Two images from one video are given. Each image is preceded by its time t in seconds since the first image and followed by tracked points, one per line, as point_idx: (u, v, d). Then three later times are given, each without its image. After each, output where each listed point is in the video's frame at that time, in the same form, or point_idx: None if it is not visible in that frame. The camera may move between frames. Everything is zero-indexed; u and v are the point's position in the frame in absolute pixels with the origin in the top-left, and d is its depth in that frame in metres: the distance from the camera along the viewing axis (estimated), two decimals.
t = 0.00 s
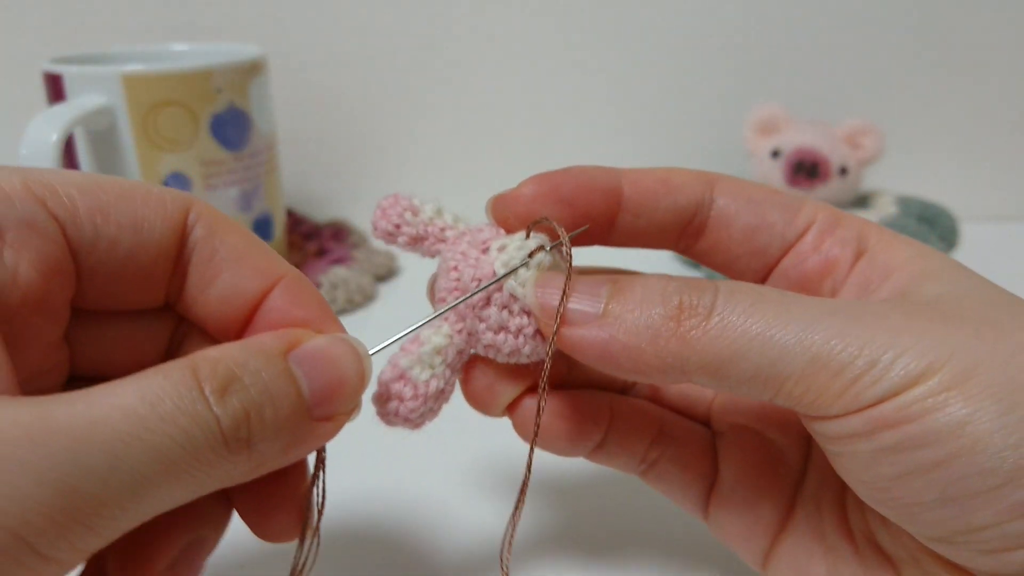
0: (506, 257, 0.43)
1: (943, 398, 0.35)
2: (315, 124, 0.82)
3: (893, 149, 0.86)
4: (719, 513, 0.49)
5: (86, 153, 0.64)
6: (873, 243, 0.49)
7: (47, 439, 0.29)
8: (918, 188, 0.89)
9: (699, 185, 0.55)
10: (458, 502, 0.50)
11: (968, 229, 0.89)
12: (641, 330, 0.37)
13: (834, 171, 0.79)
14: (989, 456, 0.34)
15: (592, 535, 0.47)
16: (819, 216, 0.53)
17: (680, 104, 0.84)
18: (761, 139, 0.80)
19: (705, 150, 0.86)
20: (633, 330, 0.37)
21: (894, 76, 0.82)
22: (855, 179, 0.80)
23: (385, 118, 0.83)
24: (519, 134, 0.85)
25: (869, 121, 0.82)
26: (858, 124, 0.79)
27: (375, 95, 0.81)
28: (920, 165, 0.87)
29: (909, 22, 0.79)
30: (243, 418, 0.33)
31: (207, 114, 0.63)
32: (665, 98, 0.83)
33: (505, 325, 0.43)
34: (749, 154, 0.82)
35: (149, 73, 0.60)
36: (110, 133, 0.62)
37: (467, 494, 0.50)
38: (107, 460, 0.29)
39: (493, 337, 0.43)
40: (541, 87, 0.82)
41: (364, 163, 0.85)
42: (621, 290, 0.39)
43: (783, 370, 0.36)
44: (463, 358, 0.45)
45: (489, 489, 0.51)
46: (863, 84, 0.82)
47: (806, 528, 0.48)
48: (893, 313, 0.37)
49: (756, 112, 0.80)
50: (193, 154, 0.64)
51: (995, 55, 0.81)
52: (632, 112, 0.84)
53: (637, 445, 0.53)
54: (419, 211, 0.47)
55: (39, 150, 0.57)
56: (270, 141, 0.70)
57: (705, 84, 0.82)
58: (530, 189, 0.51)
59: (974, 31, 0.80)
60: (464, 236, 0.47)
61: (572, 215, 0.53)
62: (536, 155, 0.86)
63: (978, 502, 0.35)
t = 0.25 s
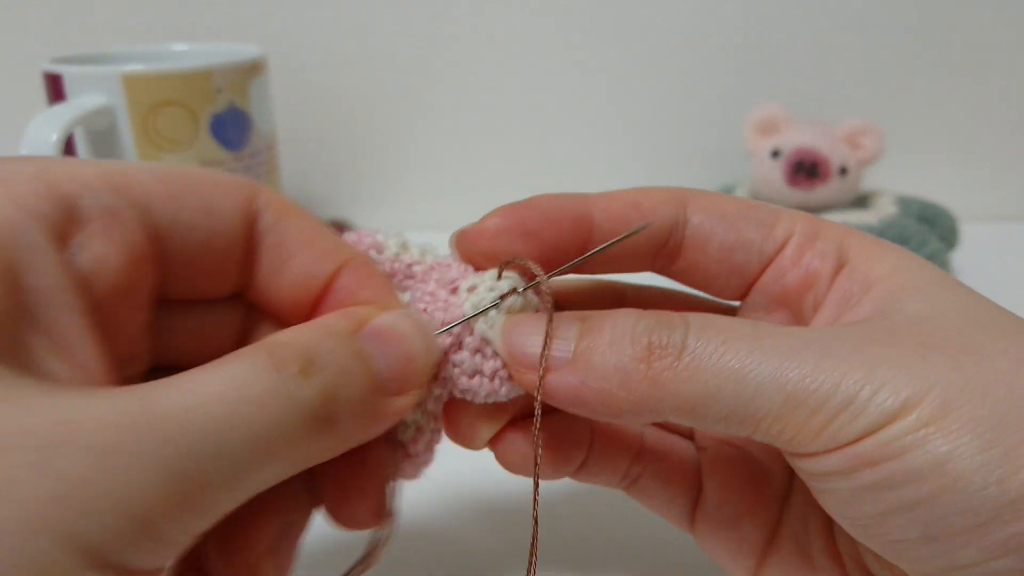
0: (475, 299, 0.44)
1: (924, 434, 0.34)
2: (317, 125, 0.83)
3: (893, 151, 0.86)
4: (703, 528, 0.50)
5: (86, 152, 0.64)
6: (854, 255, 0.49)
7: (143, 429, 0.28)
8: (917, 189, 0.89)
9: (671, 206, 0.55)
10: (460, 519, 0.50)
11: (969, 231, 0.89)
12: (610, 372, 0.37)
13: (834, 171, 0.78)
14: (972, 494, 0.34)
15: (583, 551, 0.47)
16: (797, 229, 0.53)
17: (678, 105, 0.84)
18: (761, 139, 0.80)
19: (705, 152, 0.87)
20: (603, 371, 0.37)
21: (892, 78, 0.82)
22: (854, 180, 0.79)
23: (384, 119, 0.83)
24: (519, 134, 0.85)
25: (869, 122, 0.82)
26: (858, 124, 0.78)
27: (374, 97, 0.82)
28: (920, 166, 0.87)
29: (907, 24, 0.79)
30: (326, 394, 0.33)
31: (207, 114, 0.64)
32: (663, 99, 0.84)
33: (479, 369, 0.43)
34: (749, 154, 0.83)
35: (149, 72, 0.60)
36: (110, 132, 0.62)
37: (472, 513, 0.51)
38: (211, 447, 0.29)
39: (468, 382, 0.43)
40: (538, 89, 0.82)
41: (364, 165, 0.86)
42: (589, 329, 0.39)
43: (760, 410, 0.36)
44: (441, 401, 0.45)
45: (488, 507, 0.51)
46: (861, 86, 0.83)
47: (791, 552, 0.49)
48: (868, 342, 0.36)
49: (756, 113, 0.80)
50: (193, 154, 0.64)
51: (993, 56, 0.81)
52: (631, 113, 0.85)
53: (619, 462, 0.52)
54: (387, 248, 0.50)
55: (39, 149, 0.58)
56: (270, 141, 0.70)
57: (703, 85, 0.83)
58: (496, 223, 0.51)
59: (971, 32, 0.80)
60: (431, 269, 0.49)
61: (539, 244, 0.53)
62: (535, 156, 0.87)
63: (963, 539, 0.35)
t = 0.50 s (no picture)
0: (507, 264, 0.43)
1: (915, 415, 0.35)
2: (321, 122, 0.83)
3: (893, 149, 0.87)
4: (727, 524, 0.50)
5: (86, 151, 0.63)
6: (869, 248, 0.48)
7: (171, 316, 0.27)
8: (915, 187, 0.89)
9: (693, 185, 0.55)
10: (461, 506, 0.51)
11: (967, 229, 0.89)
12: (621, 346, 0.38)
13: (834, 172, 0.78)
14: (960, 474, 0.34)
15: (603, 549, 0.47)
16: (814, 219, 0.53)
17: (681, 104, 0.84)
18: (761, 139, 0.80)
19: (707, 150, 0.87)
20: (614, 344, 0.38)
21: (895, 77, 0.82)
22: (854, 179, 0.80)
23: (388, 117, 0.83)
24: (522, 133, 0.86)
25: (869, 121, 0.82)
26: (858, 124, 0.78)
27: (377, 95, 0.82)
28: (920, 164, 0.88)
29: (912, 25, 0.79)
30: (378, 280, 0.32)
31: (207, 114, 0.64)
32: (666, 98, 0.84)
33: (513, 330, 0.44)
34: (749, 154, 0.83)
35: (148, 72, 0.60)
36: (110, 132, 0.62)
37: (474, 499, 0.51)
38: (272, 322, 0.29)
39: (502, 343, 0.45)
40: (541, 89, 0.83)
41: (367, 161, 0.86)
42: (607, 300, 0.39)
43: (757, 387, 0.36)
44: (473, 364, 0.46)
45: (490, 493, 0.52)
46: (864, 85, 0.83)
47: (807, 534, 0.49)
48: (874, 327, 0.37)
49: (756, 112, 0.80)
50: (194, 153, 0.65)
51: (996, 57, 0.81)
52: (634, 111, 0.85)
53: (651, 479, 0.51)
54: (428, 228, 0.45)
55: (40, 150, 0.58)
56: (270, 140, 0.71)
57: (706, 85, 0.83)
58: (527, 196, 0.54)
59: (973, 33, 0.80)
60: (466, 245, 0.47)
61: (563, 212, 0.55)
62: (536, 155, 0.87)
63: (952, 520, 0.36)
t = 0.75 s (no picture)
0: (479, 306, 0.39)
1: (902, 455, 0.32)
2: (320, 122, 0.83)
3: (893, 148, 0.86)
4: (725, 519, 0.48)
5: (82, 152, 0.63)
6: (864, 238, 0.47)
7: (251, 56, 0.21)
8: (920, 188, 0.88)
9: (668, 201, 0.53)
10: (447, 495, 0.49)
11: (969, 229, 0.87)
12: (601, 377, 0.36)
13: (834, 171, 0.78)
14: (947, 517, 0.32)
15: (589, 547, 0.47)
16: (801, 215, 0.51)
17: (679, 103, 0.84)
18: (762, 139, 0.80)
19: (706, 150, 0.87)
20: (593, 376, 0.37)
21: (893, 77, 0.82)
22: (854, 180, 0.79)
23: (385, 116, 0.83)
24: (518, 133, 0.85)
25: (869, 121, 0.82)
26: (859, 123, 0.78)
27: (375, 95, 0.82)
28: (920, 163, 0.86)
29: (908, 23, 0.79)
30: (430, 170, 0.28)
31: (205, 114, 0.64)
32: (663, 97, 0.84)
33: (497, 375, 0.40)
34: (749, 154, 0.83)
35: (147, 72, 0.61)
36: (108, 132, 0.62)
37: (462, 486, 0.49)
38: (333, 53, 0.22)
39: (487, 390, 0.41)
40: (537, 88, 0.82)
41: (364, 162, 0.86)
42: (585, 334, 0.37)
43: (740, 422, 0.34)
44: (463, 411, 0.42)
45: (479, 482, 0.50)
46: (861, 84, 0.82)
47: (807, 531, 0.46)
48: (865, 355, 0.34)
49: (756, 112, 0.80)
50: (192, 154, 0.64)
51: (996, 53, 0.80)
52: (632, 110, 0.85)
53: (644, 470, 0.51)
54: (386, 280, 0.41)
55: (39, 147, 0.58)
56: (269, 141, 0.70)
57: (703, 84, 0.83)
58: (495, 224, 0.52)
59: (973, 31, 0.79)
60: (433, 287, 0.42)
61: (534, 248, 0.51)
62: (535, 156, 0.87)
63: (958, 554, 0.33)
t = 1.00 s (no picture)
0: (477, 311, 0.39)
1: (893, 467, 0.32)
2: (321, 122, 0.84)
3: (892, 148, 0.86)
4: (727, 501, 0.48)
5: (85, 155, 0.63)
6: (871, 226, 0.47)
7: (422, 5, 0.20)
8: (920, 188, 0.88)
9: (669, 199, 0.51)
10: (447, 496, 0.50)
11: (968, 228, 0.87)
12: (595, 387, 0.37)
13: (834, 172, 0.77)
14: (939, 526, 0.32)
15: (586, 516, 0.47)
16: (807, 206, 0.51)
17: (679, 103, 0.84)
18: (762, 139, 0.80)
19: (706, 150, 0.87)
20: (588, 387, 0.37)
21: (893, 77, 0.82)
22: (855, 179, 0.79)
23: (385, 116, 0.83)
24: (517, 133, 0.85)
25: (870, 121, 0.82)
26: (858, 124, 0.78)
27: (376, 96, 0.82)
28: (920, 163, 0.86)
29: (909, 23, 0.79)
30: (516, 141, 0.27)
31: (207, 114, 0.64)
32: (663, 96, 0.84)
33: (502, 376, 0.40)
34: (749, 154, 0.83)
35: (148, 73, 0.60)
36: (109, 133, 0.62)
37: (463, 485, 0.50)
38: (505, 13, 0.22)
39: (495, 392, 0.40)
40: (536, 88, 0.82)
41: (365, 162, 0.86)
42: (577, 342, 0.37)
43: (737, 431, 0.35)
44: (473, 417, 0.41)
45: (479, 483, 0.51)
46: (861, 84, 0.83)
47: (809, 522, 0.46)
48: (860, 363, 0.33)
49: (756, 113, 0.80)
50: (193, 156, 0.64)
51: (996, 52, 0.80)
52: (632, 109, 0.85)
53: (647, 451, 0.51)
54: (387, 292, 0.41)
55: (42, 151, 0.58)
56: (270, 141, 0.70)
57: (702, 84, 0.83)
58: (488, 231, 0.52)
59: (972, 30, 0.79)
60: (434, 296, 0.41)
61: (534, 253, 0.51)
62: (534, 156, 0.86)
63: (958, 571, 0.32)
